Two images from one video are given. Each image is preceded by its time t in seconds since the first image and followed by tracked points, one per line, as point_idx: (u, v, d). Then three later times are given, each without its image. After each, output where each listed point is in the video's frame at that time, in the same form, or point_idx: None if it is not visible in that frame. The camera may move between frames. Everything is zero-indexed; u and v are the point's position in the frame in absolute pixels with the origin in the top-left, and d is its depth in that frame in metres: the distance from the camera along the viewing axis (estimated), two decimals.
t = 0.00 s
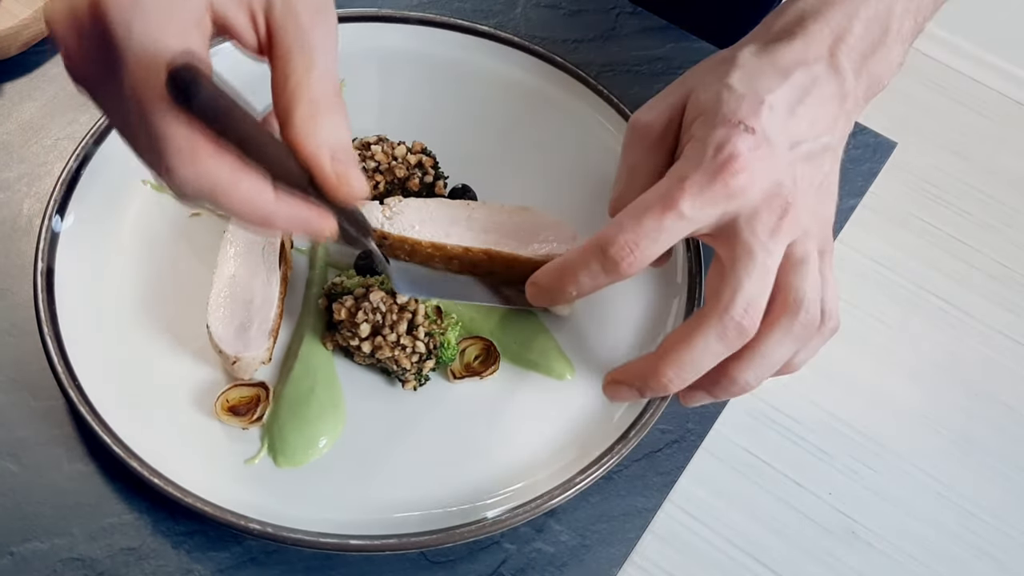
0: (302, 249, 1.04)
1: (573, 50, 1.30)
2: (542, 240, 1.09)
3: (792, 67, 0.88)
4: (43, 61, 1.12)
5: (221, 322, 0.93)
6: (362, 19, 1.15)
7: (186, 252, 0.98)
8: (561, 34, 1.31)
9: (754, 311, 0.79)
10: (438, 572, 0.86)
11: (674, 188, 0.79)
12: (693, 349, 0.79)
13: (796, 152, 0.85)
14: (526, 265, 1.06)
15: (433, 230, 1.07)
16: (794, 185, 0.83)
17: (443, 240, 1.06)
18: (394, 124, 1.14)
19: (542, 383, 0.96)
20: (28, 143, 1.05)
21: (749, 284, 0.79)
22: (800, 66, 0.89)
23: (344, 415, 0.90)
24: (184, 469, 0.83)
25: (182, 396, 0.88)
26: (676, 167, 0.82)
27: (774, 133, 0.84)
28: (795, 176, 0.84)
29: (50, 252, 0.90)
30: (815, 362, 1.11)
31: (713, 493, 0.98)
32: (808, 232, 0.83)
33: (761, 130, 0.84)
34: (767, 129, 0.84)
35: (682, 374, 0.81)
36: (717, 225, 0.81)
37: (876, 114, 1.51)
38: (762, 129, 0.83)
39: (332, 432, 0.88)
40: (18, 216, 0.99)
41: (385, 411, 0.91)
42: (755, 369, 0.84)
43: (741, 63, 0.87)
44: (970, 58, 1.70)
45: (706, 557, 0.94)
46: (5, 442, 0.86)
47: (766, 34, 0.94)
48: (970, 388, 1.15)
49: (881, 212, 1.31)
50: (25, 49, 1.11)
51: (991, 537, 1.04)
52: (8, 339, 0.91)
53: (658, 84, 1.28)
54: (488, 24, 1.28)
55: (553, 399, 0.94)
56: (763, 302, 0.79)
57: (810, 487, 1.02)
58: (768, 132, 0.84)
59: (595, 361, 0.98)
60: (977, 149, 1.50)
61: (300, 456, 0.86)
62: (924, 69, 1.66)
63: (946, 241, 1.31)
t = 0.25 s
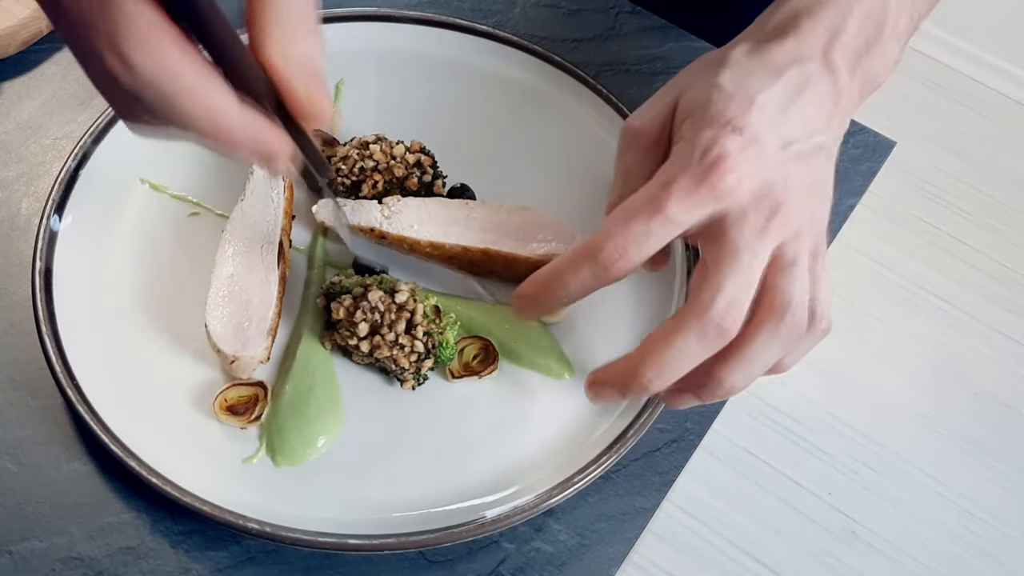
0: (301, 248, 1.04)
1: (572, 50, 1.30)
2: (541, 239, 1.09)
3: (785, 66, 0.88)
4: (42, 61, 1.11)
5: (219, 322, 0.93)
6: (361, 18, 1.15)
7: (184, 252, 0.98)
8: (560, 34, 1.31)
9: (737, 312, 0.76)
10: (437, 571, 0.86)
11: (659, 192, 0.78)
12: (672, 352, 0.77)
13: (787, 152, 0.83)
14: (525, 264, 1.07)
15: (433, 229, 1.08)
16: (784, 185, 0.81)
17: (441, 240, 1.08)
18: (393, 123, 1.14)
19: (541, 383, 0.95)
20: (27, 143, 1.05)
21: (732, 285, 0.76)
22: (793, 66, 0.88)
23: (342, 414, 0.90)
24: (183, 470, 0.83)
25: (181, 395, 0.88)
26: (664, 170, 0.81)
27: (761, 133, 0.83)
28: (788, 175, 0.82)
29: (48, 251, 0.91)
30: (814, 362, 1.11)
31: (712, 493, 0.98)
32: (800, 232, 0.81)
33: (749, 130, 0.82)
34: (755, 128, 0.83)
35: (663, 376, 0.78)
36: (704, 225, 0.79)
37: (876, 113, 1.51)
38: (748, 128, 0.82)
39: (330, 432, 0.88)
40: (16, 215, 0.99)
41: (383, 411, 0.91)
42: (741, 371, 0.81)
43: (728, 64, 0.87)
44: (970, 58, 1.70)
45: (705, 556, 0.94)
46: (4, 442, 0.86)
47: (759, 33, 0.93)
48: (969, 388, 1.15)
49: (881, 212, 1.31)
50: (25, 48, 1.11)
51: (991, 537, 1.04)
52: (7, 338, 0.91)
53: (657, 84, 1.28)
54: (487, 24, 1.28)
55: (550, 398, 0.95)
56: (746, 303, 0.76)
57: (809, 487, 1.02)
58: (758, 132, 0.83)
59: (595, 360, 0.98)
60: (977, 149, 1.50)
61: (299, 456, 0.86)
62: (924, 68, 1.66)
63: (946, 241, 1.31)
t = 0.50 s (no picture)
0: (300, 248, 1.04)
1: (571, 50, 1.29)
2: (540, 240, 1.08)
3: (790, 55, 0.87)
4: (41, 61, 1.12)
5: (219, 323, 0.93)
6: (360, 19, 1.15)
7: (184, 252, 0.98)
8: (559, 34, 1.31)
9: (755, 288, 0.74)
10: (436, 571, 0.86)
11: (678, 171, 0.77)
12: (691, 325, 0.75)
13: (805, 135, 0.82)
14: (524, 264, 1.05)
15: (432, 229, 1.07)
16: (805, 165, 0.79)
17: (440, 239, 1.06)
18: (392, 123, 1.14)
19: (540, 382, 0.95)
20: (26, 143, 1.05)
21: (750, 259, 0.74)
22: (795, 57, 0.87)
23: (342, 414, 0.90)
24: (182, 470, 0.83)
25: (180, 394, 0.88)
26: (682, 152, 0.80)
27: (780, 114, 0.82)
28: (805, 156, 0.80)
29: (47, 250, 0.91)
30: (814, 362, 1.11)
31: (711, 493, 0.98)
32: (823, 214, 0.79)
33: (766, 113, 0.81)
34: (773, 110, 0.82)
35: (680, 350, 0.76)
36: (723, 203, 0.78)
37: (875, 113, 1.51)
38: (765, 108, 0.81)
39: (330, 432, 0.88)
40: (15, 215, 0.99)
41: (382, 411, 0.91)
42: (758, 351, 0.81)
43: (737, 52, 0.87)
44: (970, 57, 1.70)
45: (705, 556, 0.94)
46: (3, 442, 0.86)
47: (758, 29, 0.93)
48: (969, 388, 1.15)
49: (880, 212, 1.31)
50: (24, 48, 1.11)
51: (990, 537, 1.04)
52: (6, 337, 0.91)
53: (656, 84, 1.28)
54: (486, 24, 1.28)
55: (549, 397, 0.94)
56: (766, 280, 0.74)
57: (809, 487, 1.02)
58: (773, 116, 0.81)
59: (596, 360, 0.98)
60: (976, 149, 1.50)
61: (299, 456, 0.86)
62: (923, 68, 1.66)
63: (946, 241, 1.31)
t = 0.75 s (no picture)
0: (298, 249, 1.04)
1: (571, 50, 1.29)
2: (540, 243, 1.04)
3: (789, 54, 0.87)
4: (41, 61, 1.12)
5: (218, 323, 0.92)
6: (359, 19, 1.17)
7: (184, 252, 0.98)
8: (559, 34, 1.31)
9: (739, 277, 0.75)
10: (436, 571, 0.86)
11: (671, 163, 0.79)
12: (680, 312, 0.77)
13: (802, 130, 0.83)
14: (524, 264, 1.03)
15: (432, 229, 1.05)
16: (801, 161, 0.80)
17: (439, 239, 1.04)
18: (392, 123, 1.13)
19: (539, 383, 0.95)
20: (26, 143, 1.05)
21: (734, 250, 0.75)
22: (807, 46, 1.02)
23: (342, 415, 0.90)
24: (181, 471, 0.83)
25: (179, 394, 0.88)
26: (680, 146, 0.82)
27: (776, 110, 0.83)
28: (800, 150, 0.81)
29: (47, 250, 0.91)
30: (813, 362, 1.11)
31: (711, 493, 0.98)
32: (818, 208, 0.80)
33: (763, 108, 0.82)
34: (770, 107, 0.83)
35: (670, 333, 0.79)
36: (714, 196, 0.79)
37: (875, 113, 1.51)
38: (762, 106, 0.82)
39: (330, 432, 0.88)
40: (15, 216, 0.99)
41: (381, 411, 0.91)
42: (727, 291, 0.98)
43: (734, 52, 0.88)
44: (969, 58, 1.71)
45: (704, 556, 0.94)
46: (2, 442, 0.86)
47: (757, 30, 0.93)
48: (968, 388, 1.15)
49: (880, 213, 1.31)
50: (23, 48, 1.11)
51: (989, 537, 1.04)
52: (6, 338, 0.91)
53: (655, 84, 1.28)
54: (485, 24, 1.28)
55: (548, 398, 0.94)
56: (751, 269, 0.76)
57: (808, 487, 1.02)
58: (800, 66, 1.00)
59: (596, 360, 0.98)
60: (976, 150, 1.50)
61: (298, 457, 0.86)
62: (923, 69, 1.66)
63: (945, 241, 1.31)
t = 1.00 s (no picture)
0: (299, 249, 1.04)
1: (571, 50, 1.29)
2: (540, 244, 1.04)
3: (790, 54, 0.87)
4: (41, 61, 1.11)
5: (219, 323, 0.92)
6: (358, 18, 1.18)
7: (183, 252, 0.98)
8: (559, 35, 1.31)
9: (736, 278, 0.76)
10: (436, 571, 0.86)
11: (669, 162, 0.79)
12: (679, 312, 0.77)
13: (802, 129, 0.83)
14: (525, 264, 1.02)
15: (432, 228, 1.05)
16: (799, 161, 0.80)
17: (439, 239, 1.04)
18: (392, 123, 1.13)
19: (540, 383, 0.95)
20: (25, 143, 1.05)
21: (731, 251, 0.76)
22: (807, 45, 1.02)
23: (342, 416, 0.90)
24: (182, 471, 0.83)
25: (179, 394, 0.88)
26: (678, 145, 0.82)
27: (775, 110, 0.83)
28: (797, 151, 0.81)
29: (47, 250, 0.91)
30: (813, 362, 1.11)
31: (711, 493, 0.98)
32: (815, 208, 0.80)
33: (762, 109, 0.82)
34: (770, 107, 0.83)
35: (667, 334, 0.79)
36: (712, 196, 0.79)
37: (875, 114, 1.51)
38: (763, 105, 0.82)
39: (330, 433, 0.88)
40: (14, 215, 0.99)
41: (382, 412, 0.90)
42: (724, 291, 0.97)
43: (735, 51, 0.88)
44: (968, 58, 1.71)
45: (704, 556, 0.94)
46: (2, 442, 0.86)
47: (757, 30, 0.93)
48: (967, 388, 1.16)
49: (880, 213, 1.31)
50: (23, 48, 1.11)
51: (984, 536, 1.05)
52: (6, 338, 0.91)
53: (655, 84, 1.28)
54: (484, 24, 1.28)
55: (548, 398, 0.94)
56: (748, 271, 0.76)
57: (807, 486, 1.02)
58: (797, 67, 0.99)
59: (596, 361, 0.98)
60: (975, 150, 1.50)
61: (299, 457, 0.86)
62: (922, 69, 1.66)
63: (946, 242, 1.32)
